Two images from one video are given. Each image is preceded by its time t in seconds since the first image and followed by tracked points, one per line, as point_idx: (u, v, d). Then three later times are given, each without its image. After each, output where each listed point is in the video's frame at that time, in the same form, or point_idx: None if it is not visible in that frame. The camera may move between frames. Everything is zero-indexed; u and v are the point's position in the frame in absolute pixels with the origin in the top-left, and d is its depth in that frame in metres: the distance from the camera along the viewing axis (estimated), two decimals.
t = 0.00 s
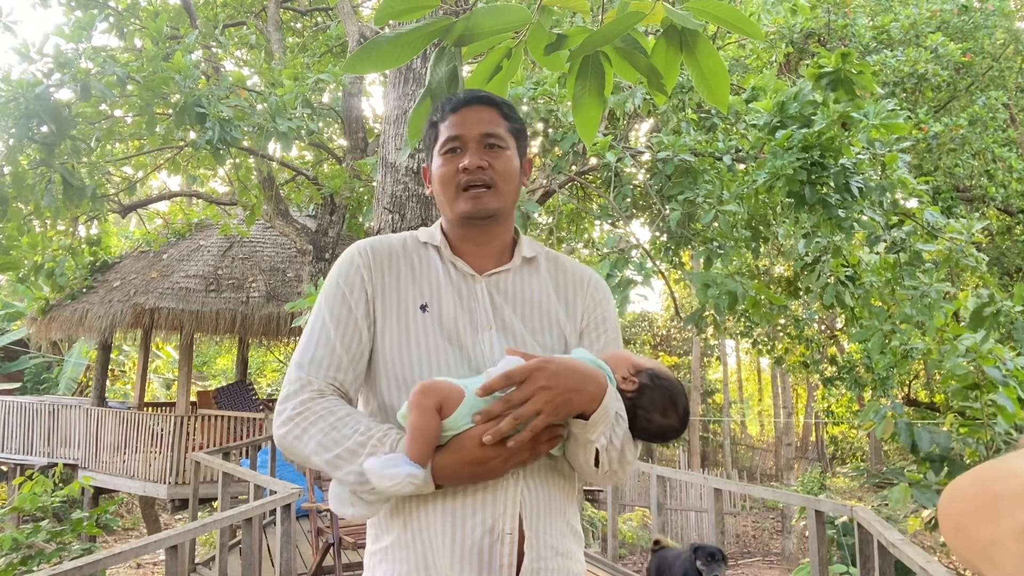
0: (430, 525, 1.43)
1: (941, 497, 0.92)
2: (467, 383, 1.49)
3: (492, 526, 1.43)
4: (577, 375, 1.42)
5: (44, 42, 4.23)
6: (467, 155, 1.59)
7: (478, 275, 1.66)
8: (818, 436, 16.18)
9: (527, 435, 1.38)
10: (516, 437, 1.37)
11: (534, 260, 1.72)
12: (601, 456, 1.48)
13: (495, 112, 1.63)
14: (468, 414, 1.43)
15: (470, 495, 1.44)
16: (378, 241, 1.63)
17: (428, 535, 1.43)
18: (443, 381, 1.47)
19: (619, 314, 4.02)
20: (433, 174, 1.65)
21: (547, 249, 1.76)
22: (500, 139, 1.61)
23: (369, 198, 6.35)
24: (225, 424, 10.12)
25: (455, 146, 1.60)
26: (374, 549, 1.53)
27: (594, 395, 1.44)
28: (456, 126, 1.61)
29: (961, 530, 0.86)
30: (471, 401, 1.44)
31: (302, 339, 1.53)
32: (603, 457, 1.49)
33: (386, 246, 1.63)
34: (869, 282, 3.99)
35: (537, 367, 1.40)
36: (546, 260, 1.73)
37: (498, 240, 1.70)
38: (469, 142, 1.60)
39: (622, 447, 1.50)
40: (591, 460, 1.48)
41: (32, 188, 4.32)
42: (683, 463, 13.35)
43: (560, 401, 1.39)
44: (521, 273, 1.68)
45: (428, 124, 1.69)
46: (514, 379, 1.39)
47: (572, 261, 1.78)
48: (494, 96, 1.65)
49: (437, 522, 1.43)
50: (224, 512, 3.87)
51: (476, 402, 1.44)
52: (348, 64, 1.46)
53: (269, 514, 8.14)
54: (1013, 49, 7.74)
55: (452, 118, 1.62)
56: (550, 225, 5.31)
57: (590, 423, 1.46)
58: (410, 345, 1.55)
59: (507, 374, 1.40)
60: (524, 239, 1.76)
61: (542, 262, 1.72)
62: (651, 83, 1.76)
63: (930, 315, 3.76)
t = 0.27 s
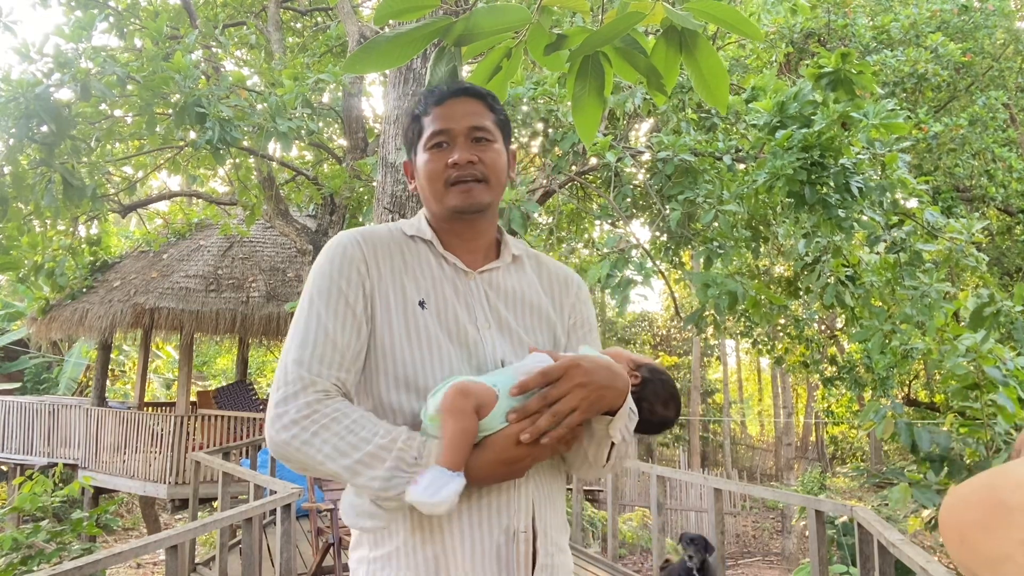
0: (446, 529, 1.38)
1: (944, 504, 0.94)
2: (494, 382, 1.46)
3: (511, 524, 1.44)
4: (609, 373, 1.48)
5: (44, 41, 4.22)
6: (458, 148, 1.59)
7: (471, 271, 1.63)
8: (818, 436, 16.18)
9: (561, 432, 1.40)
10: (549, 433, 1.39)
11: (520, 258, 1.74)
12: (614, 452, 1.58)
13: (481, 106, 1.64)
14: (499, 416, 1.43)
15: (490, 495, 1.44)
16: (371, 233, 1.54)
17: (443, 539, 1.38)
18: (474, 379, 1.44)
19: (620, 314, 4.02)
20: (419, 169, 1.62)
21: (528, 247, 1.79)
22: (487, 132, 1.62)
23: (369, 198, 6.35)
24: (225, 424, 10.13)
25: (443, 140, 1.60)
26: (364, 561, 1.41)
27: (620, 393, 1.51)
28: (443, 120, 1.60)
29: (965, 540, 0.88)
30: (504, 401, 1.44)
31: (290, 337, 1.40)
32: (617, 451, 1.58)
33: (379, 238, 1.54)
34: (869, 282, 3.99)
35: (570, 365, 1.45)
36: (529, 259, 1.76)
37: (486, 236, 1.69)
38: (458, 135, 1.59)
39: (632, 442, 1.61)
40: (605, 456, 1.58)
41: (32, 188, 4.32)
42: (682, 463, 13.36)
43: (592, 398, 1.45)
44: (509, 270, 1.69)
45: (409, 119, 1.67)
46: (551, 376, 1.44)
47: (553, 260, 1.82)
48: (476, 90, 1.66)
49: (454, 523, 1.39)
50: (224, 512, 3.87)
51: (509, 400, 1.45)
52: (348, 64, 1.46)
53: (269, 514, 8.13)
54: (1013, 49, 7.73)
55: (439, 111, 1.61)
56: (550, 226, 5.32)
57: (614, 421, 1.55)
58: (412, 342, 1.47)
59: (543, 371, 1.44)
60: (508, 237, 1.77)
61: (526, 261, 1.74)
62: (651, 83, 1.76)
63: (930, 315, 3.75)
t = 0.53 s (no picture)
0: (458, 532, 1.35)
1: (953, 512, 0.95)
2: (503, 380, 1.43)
3: (517, 523, 1.45)
4: (623, 377, 1.49)
5: (44, 41, 4.21)
6: (448, 140, 1.54)
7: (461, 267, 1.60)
8: (818, 436, 16.19)
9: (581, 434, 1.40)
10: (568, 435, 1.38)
11: (502, 255, 1.74)
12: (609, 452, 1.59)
13: (469, 97, 1.60)
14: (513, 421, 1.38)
15: (498, 495, 1.44)
16: (361, 224, 1.47)
17: (453, 542, 1.34)
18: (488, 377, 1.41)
19: (620, 314, 4.02)
20: (404, 162, 1.57)
21: (507, 244, 1.80)
22: (476, 125, 1.58)
23: (369, 198, 6.35)
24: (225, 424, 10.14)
25: (432, 132, 1.54)
26: (361, 567, 1.33)
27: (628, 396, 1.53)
28: (430, 113, 1.55)
29: (973, 544, 0.88)
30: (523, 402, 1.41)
31: (281, 332, 1.29)
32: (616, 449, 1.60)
33: (371, 230, 1.48)
34: (869, 282, 3.99)
35: (589, 367, 1.46)
36: (508, 256, 1.77)
37: (471, 231, 1.67)
38: (447, 127, 1.54)
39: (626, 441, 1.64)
40: (601, 455, 1.59)
41: (32, 188, 4.32)
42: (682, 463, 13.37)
43: (609, 400, 1.45)
44: (493, 266, 1.68)
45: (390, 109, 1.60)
46: (570, 378, 1.44)
47: (530, 258, 1.84)
48: (462, 80, 1.62)
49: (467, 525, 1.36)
50: (223, 512, 3.87)
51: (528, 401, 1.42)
52: (347, 64, 1.45)
53: (269, 514, 8.13)
54: (1013, 49, 7.73)
55: (427, 102, 1.56)
56: (550, 226, 5.31)
57: (617, 424, 1.57)
58: (410, 338, 1.41)
59: (563, 372, 1.44)
60: (490, 233, 1.76)
61: (507, 258, 1.75)
62: (651, 83, 1.76)
63: (929, 315, 3.75)
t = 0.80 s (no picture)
0: (459, 535, 1.34)
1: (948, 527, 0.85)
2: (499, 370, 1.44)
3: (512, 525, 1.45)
4: (622, 373, 1.52)
5: (44, 41, 4.20)
6: (436, 130, 1.54)
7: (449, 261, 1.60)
8: (818, 436, 16.19)
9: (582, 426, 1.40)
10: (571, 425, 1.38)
11: (489, 250, 1.75)
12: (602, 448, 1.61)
13: (456, 88, 1.60)
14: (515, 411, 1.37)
15: (495, 496, 1.43)
16: (348, 218, 1.46)
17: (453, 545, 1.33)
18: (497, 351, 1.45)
19: (620, 314, 4.02)
20: (391, 153, 1.56)
21: (491, 239, 1.80)
22: (463, 115, 1.59)
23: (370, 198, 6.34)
24: (225, 424, 10.14)
25: (418, 123, 1.55)
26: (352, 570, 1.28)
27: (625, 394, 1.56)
28: (416, 103, 1.55)
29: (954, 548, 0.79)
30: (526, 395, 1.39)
31: (269, 328, 1.25)
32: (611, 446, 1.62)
33: (357, 224, 1.46)
34: (869, 282, 3.99)
35: (590, 362, 1.48)
36: (493, 251, 1.79)
37: (457, 224, 1.67)
38: (435, 117, 1.55)
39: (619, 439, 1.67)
40: (594, 450, 1.60)
41: (32, 188, 4.33)
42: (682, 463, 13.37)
43: (608, 394, 1.48)
44: (480, 261, 1.69)
45: (374, 101, 1.60)
46: (572, 371, 1.45)
47: (514, 255, 1.85)
48: (446, 71, 1.62)
49: (466, 528, 1.35)
50: (223, 512, 3.87)
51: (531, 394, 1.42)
52: (347, 64, 1.45)
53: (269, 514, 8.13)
54: (1013, 49, 7.72)
55: (413, 92, 1.56)
56: (550, 226, 5.31)
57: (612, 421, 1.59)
58: (401, 334, 1.40)
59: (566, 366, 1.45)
60: (474, 228, 1.77)
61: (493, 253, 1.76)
62: (651, 84, 1.76)
63: (929, 315, 3.74)
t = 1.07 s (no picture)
0: (438, 540, 1.33)
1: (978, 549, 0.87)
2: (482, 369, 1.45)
3: (495, 529, 1.43)
4: (611, 374, 1.53)
5: (44, 41, 4.20)
6: (425, 125, 1.55)
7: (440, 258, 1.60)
8: (817, 436, 16.19)
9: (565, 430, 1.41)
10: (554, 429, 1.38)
11: (483, 246, 1.75)
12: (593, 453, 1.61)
13: (447, 82, 1.60)
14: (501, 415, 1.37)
15: (478, 499, 1.42)
16: (335, 214, 1.46)
17: (430, 550, 1.32)
18: (488, 355, 1.48)
19: (620, 314, 4.02)
20: (381, 147, 1.56)
21: (487, 235, 1.80)
22: (453, 109, 1.59)
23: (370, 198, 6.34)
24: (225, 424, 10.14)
25: (408, 116, 1.55)
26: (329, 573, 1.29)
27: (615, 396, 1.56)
28: (405, 96, 1.55)
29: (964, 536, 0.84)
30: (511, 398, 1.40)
31: (248, 325, 1.26)
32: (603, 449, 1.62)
33: (343, 221, 1.47)
34: (869, 282, 3.99)
35: (575, 363, 1.49)
36: (490, 247, 1.78)
37: (450, 220, 1.67)
38: (424, 111, 1.55)
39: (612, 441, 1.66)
40: (587, 453, 1.60)
41: (32, 188, 4.32)
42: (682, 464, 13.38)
43: (594, 395, 1.48)
44: (474, 257, 1.69)
45: (364, 95, 1.60)
46: (556, 372, 1.46)
47: (512, 252, 1.85)
48: (436, 64, 1.62)
49: (445, 533, 1.34)
50: (222, 513, 3.87)
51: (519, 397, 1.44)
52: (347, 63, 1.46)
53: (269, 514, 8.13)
54: (1014, 49, 7.72)
55: (403, 86, 1.56)
56: (550, 226, 5.31)
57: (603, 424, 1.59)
58: (385, 332, 1.40)
59: (551, 367, 1.46)
60: (468, 225, 1.77)
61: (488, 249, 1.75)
62: (651, 83, 1.76)
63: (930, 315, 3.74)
